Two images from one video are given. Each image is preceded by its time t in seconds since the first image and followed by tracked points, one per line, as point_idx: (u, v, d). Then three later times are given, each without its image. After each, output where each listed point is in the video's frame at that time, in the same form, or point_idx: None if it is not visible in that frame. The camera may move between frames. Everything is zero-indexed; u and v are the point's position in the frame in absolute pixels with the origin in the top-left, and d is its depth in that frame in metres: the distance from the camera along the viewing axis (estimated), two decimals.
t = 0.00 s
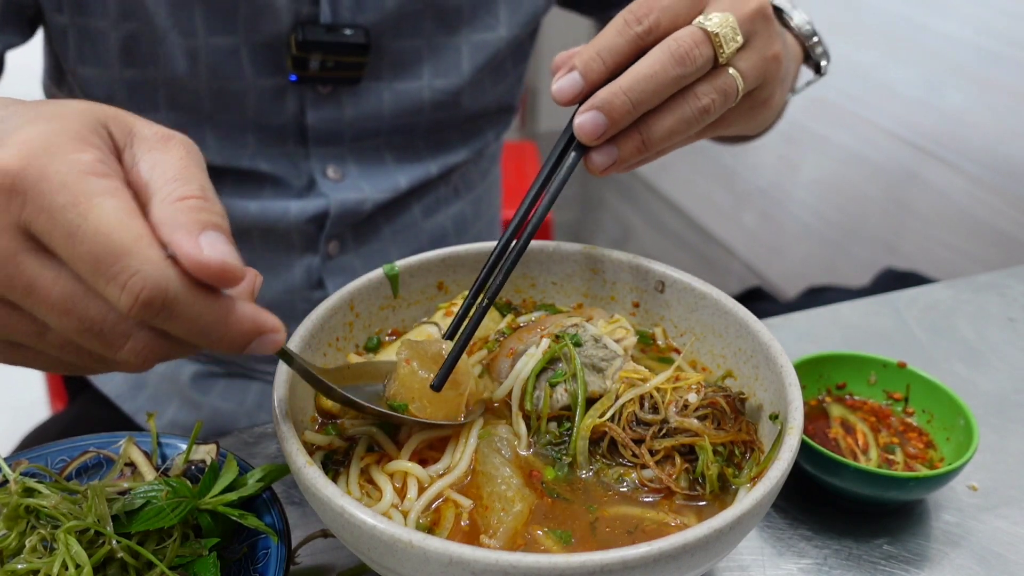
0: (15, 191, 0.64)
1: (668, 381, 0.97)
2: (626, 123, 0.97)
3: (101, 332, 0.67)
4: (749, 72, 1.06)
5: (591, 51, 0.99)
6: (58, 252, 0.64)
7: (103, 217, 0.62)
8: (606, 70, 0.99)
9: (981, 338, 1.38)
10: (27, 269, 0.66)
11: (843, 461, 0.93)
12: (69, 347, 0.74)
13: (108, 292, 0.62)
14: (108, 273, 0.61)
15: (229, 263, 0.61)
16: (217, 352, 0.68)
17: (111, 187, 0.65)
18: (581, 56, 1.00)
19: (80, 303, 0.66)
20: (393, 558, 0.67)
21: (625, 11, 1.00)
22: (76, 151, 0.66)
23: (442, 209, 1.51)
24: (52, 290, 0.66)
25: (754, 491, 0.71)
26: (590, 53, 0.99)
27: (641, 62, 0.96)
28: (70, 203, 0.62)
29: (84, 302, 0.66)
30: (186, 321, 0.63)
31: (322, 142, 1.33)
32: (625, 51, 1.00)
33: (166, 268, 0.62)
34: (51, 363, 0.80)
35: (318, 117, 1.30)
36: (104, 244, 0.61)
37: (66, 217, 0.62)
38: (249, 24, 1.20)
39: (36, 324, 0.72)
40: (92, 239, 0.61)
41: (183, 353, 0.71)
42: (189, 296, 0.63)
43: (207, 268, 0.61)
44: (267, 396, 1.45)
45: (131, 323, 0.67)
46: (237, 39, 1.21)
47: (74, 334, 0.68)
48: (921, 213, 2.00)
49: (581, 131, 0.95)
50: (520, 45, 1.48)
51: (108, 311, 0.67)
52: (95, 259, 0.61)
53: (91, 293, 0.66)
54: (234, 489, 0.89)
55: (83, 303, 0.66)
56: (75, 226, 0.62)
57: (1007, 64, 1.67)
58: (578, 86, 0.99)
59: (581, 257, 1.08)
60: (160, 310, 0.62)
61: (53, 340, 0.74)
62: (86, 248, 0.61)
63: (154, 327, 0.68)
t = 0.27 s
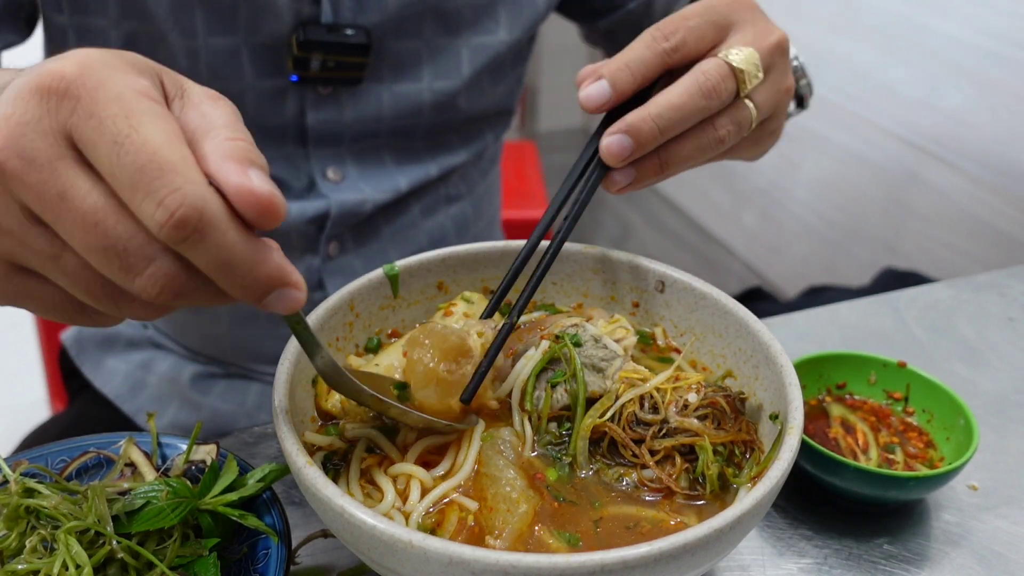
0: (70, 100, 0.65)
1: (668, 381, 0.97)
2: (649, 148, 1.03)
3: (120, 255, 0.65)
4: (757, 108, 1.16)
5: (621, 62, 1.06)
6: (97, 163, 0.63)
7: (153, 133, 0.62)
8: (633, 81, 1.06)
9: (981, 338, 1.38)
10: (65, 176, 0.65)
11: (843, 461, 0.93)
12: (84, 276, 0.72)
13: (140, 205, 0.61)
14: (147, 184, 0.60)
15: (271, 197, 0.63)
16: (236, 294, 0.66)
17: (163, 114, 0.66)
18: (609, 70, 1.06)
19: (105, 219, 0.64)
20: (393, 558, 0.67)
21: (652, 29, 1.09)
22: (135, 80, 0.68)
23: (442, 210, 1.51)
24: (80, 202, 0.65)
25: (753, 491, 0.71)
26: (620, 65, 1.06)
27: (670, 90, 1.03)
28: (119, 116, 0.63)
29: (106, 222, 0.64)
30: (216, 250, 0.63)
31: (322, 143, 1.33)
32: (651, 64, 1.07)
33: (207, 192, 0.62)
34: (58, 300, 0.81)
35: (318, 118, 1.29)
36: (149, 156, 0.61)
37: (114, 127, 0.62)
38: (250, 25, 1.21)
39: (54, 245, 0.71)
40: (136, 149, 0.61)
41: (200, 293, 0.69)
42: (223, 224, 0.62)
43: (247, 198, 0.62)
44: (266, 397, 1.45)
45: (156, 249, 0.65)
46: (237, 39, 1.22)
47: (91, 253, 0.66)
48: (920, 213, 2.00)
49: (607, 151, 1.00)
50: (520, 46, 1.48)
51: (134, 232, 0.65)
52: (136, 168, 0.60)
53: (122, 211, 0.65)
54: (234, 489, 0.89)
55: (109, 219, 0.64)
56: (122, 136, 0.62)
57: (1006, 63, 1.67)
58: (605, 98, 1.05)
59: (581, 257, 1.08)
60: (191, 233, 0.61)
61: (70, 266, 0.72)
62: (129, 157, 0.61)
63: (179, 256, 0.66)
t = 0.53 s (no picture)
0: (58, 100, 0.65)
1: (669, 381, 0.97)
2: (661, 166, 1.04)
3: (106, 255, 0.65)
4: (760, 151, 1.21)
5: (665, 76, 1.06)
6: (83, 162, 0.63)
7: (138, 134, 0.62)
8: (671, 99, 1.07)
9: (981, 337, 1.38)
10: (53, 177, 0.65)
11: (843, 461, 0.93)
12: (71, 276, 0.72)
13: (125, 207, 0.61)
14: (131, 186, 0.60)
15: (252, 198, 0.62)
16: (221, 294, 0.66)
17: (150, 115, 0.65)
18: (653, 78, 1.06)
19: (92, 218, 0.64)
20: (393, 557, 0.67)
21: (700, 54, 1.10)
22: (125, 81, 0.68)
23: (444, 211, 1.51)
24: (68, 202, 0.65)
25: (754, 491, 0.71)
26: (662, 77, 1.06)
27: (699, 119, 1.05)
28: (106, 116, 0.63)
29: (93, 220, 0.64)
30: (199, 251, 0.63)
31: (326, 144, 1.33)
32: (689, 88, 1.08)
33: (191, 193, 0.61)
34: (46, 298, 0.80)
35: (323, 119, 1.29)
36: (133, 157, 0.60)
37: (100, 128, 0.62)
38: (255, 27, 1.20)
39: (42, 245, 0.71)
40: (120, 151, 0.61)
41: (186, 293, 0.69)
42: (207, 225, 0.62)
43: (230, 201, 0.62)
44: (267, 397, 1.45)
45: (141, 249, 0.66)
46: (242, 42, 1.21)
47: (78, 253, 0.66)
48: (920, 213, 2.00)
49: (626, 159, 1.01)
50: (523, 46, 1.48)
51: (120, 232, 0.65)
52: (120, 170, 0.60)
53: (108, 211, 0.65)
54: (234, 489, 0.89)
55: (95, 218, 0.65)
56: (108, 137, 0.62)
57: (1008, 64, 1.67)
58: (642, 106, 1.06)
59: (581, 257, 1.08)
60: (175, 235, 0.61)
61: (57, 267, 0.72)
62: (115, 157, 0.61)
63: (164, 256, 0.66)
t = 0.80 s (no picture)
0: (68, 74, 0.66)
1: (669, 381, 0.97)
2: (632, 150, 1.04)
3: (123, 222, 0.65)
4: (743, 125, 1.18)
5: (614, 73, 1.07)
6: (97, 131, 0.64)
7: (150, 102, 0.63)
8: (623, 95, 1.08)
9: (981, 338, 1.38)
10: (67, 149, 0.66)
11: (843, 461, 0.93)
12: (86, 252, 0.72)
13: (142, 170, 0.62)
14: (148, 148, 0.61)
15: (265, 154, 0.64)
16: (237, 257, 0.67)
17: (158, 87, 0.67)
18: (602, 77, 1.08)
19: (108, 185, 0.65)
20: (393, 557, 0.67)
21: (649, 46, 1.11)
22: (130, 58, 0.69)
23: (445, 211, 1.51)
24: (84, 172, 0.65)
25: (754, 491, 0.71)
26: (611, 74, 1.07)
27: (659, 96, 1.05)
28: (118, 86, 0.64)
29: (109, 188, 0.65)
30: (216, 211, 0.63)
31: (326, 145, 1.34)
32: (643, 80, 1.09)
33: (206, 154, 0.63)
34: (59, 280, 0.80)
35: (323, 121, 1.30)
36: (148, 122, 0.62)
37: (114, 96, 0.64)
38: (255, 29, 1.20)
39: (56, 221, 0.71)
40: (135, 117, 0.62)
41: (201, 262, 0.69)
42: (222, 185, 0.63)
43: (243, 155, 0.64)
44: (267, 397, 1.45)
45: (159, 214, 0.66)
46: (243, 43, 1.21)
47: (94, 223, 0.66)
48: (920, 213, 2.00)
49: (592, 147, 1.02)
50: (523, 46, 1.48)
51: (136, 198, 0.65)
52: (136, 134, 0.62)
53: (124, 178, 0.65)
54: (234, 489, 0.89)
55: (111, 186, 0.65)
56: (121, 104, 0.63)
57: (1007, 64, 1.67)
58: (598, 103, 1.06)
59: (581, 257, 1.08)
60: (191, 195, 0.62)
61: (71, 243, 0.72)
62: (130, 123, 0.62)
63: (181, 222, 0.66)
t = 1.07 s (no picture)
0: (59, 78, 0.67)
1: (669, 381, 0.97)
2: (664, 93, 1.04)
3: (109, 223, 0.65)
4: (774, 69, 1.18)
5: (647, 21, 1.07)
6: (85, 133, 0.65)
7: (137, 104, 0.64)
8: (657, 41, 1.07)
9: (981, 337, 1.38)
10: (55, 150, 0.66)
11: (843, 460, 0.93)
12: (74, 253, 0.72)
13: (128, 171, 0.62)
14: (134, 149, 0.62)
15: (252, 153, 0.65)
16: (224, 258, 0.66)
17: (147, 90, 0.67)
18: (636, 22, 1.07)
19: (95, 186, 0.65)
20: (393, 558, 0.67)
21: None
22: (121, 61, 0.70)
23: (445, 211, 1.51)
24: (71, 173, 0.66)
25: (753, 490, 0.71)
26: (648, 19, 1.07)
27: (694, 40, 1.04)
28: (106, 88, 0.65)
29: (97, 189, 0.65)
30: (202, 212, 0.63)
31: (327, 145, 1.34)
32: (677, 26, 1.08)
33: (192, 155, 0.63)
34: (48, 283, 0.80)
35: (324, 122, 1.30)
36: (134, 123, 0.62)
37: (101, 99, 0.64)
38: (255, 30, 1.20)
39: (44, 222, 0.71)
40: (122, 118, 0.63)
41: (189, 265, 0.69)
42: (209, 186, 0.63)
43: (229, 156, 0.64)
44: (268, 397, 1.45)
45: (146, 216, 0.66)
46: (243, 45, 1.21)
47: (80, 224, 0.66)
48: (920, 213, 2.00)
49: (625, 89, 1.02)
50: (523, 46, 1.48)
51: (122, 199, 0.65)
52: (122, 135, 0.62)
53: (111, 180, 0.65)
54: (234, 490, 0.89)
55: (98, 187, 0.65)
56: (109, 106, 0.64)
57: (1006, 63, 1.67)
58: (630, 51, 1.06)
59: (581, 257, 1.08)
60: (178, 195, 0.62)
61: (60, 244, 0.72)
62: (116, 124, 0.63)
63: (168, 223, 0.66)
